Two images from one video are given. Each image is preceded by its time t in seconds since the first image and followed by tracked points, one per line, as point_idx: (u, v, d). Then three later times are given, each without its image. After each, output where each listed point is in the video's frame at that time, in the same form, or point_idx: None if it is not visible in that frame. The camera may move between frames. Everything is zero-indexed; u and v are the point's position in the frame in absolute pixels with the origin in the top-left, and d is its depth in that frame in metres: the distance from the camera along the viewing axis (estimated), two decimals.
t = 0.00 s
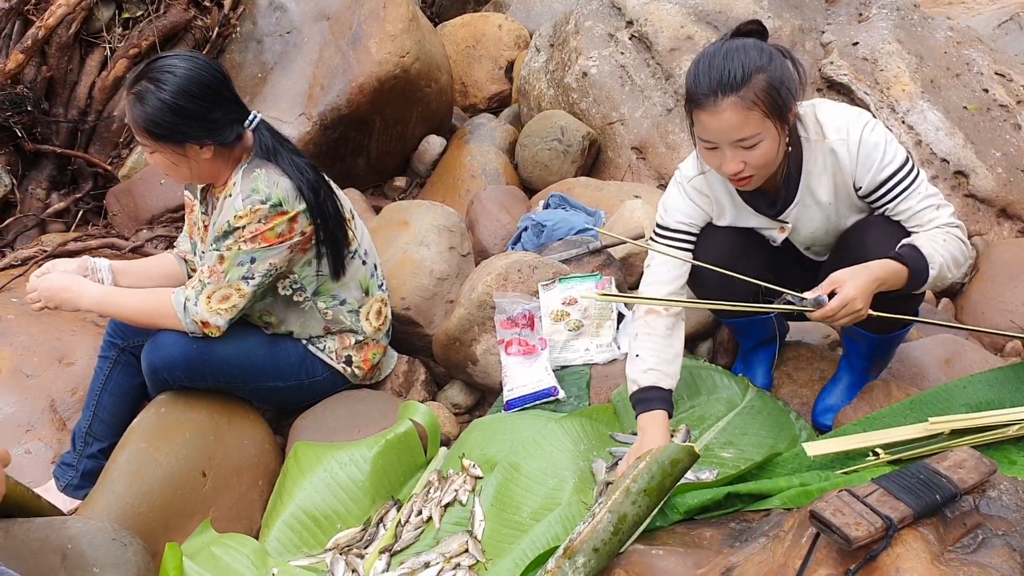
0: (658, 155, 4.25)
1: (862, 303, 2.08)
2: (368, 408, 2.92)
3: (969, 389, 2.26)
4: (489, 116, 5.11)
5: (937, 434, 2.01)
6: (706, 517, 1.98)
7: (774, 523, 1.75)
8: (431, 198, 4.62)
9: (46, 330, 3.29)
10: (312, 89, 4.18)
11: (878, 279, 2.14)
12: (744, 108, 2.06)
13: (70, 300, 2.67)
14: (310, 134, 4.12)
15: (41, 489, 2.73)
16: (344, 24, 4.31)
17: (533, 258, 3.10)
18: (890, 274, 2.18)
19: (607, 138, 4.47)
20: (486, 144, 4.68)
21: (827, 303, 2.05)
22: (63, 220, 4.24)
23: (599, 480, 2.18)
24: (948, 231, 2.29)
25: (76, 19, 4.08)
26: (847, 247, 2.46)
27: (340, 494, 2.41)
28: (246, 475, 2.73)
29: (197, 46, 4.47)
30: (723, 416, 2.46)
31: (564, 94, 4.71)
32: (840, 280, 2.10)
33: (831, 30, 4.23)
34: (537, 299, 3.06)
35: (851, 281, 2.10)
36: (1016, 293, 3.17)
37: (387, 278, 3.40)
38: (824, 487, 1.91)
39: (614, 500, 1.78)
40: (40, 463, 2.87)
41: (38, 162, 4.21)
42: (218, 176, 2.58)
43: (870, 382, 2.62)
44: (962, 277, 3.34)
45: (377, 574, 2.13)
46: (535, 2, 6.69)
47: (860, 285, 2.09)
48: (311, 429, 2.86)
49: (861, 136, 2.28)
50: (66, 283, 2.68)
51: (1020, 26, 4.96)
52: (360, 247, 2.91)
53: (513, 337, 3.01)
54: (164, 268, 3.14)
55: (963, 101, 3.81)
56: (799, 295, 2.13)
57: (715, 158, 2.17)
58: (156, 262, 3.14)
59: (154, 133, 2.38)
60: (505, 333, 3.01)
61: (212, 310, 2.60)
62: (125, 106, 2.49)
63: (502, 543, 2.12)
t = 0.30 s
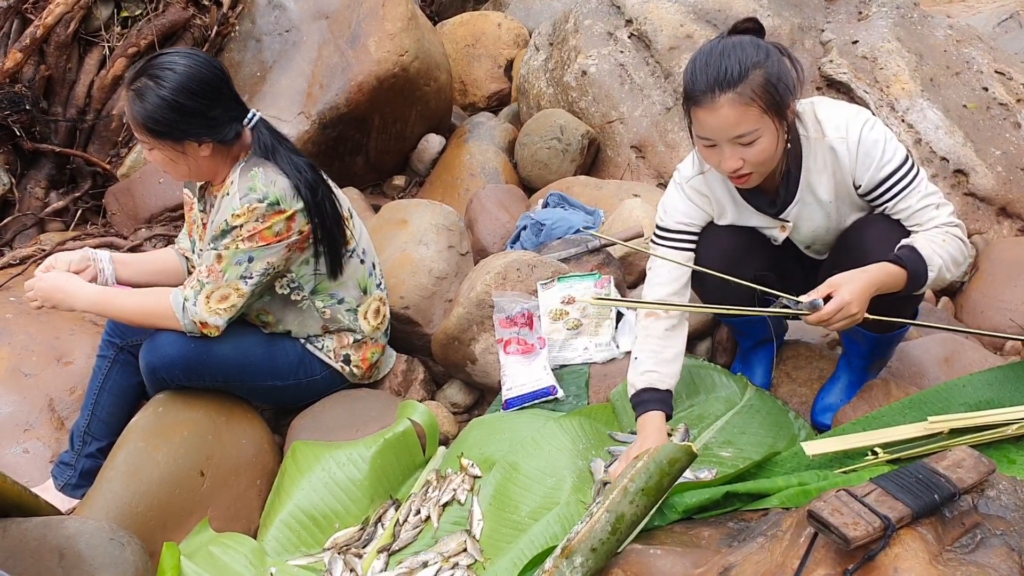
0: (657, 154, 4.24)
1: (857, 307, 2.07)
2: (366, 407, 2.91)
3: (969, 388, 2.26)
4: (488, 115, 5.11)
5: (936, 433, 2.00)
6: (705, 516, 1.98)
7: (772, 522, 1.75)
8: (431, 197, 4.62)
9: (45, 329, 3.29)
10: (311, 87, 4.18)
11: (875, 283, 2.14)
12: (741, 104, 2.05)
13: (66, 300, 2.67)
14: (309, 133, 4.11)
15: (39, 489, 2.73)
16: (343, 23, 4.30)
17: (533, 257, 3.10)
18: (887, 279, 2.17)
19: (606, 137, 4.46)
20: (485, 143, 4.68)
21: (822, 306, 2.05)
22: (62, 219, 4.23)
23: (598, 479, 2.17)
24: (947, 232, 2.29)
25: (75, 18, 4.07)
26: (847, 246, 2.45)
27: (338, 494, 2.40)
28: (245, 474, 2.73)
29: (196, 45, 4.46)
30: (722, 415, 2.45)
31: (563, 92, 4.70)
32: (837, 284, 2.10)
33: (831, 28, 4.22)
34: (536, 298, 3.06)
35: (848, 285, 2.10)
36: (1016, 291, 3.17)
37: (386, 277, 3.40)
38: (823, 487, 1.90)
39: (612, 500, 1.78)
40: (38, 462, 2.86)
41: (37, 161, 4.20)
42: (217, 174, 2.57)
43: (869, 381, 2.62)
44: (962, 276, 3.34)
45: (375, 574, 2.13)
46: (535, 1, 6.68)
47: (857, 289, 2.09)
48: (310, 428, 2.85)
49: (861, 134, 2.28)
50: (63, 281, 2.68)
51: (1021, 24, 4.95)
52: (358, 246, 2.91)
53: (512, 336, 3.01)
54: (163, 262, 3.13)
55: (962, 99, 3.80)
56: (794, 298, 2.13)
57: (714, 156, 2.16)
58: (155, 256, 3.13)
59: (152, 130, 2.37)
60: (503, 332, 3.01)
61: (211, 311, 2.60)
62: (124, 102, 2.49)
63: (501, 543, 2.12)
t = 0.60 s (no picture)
0: (658, 153, 4.24)
1: (850, 320, 2.08)
2: (366, 406, 2.91)
3: (969, 387, 2.25)
4: (488, 114, 5.10)
5: (937, 432, 2.00)
6: (705, 516, 1.97)
7: (773, 522, 1.74)
8: (431, 195, 4.61)
9: (45, 328, 3.28)
10: (311, 86, 4.17)
11: (871, 294, 2.14)
12: (745, 94, 2.06)
13: (64, 300, 2.67)
14: (310, 131, 4.11)
15: (39, 488, 2.72)
16: (344, 22, 4.30)
17: (533, 256, 3.10)
18: (884, 288, 2.17)
19: (607, 135, 4.45)
20: (486, 142, 4.67)
21: (815, 318, 2.06)
22: (62, 218, 4.23)
23: (598, 478, 2.17)
24: (945, 237, 2.28)
25: (75, 16, 4.07)
26: (845, 245, 2.46)
27: (338, 493, 2.40)
28: (244, 474, 2.72)
29: (196, 43, 4.46)
30: (722, 414, 2.45)
31: (564, 91, 4.70)
32: (831, 296, 2.11)
33: (832, 27, 4.21)
34: (537, 296, 3.05)
35: (842, 297, 2.10)
36: (1017, 290, 3.17)
37: (387, 276, 3.39)
38: (824, 486, 1.90)
39: (613, 499, 1.78)
40: (38, 461, 2.86)
41: (37, 160, 4.20)
42: (216, 172, 2.57)
43: (870, 380, 2.62)
44: (962, 275, 3.33)
45: (376, 573, 2.13)
46: None
47: (851, 301, 2.09)
48: (310, 428, 2.85)
49: (862, 134, 2.27)
50: (62, 280, 2.68)
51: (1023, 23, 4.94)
52: (358, 245, 2.90)
53: (512, 335, 3.01)
54: (162, 260, 3.12)
55: (964, 97, 3.79)
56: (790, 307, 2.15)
57: (715, 145, 2.17)
58: (155, 254, 3.13)
59: (152, 127, 2.37)
60: (504, 331, 3.01)
61: (211, 310, 2.60)
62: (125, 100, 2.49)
63: (501, 542, 2.11)
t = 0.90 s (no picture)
0: (658, 153, 4.24)
1: (839, 331, 2.15)
2: (366, 407, 2.91)
3: (969, 388, 2.25)
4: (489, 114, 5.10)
5: (938, 434, 2.00)
6: (705, 517, 1.97)
7: (772, 524, 1.75)
8: (431, 196, 4.61)
9: (45, 328, 3.29)
10: (311, 87, 4.17)
11: (862, 304, 2.20)
12: (746, 82, 2.07)
13: (63, 301, 2.67)
14: (310, 132, 4.11)
15: (39, 489, 2.73)
16: (344, 22, 4.30)
17: (533, 257, 3.10)
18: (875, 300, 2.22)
19: (607, 136, 4.46)
20: (486, 142, 4.67)
21: (804, 330, 2.13)
22: (62, 218, 4.23)
23: (598, 480, 2.17)
24: (937, 242, 2.27)
25: (75, 17, 4.07)
26: (839, 245, 2.46)
27: (338, 494, 2.40)
28: (244, 475, 2.72)
29: (197, 44, 4.46)
30: (722, 415, 2.45)
31: (564, 92, 4.70)
32: (821, 307, 2.17)
33: (832, 27, 4.21)
34: (536, 297, 3.04)
35: (832, 308, 2.17)
36: (1017, 291, 3.17)
37: (387, 277, 3.39)
38: (824, 488, 1.90)
39: (612, 501, 1.78)
40: (38, 462, 2.86)
41: (38, 160, 4.20)
42: (216, 174, 2.57)
43: (870, 381, 2.62)
44: (963, 276, 3.33)
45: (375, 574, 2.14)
46: None
47: (840, 313, 2.16)
48: (310, 429, 2.85)
49: (858, 134, 2.28)
50: (63, 281, 2.68)
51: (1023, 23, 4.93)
52: (358, 247, 2.90)
53: (512, 336, 3.00)
54: (162, 262, 3.12)
55: (964, 98, 3.79)
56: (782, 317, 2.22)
57: (716, 135, 2.18)
58: (155, 255, 3.13)
59: (153, 128, 2.37)
60: (504, 332, 3.00)
61: (211, 312, 2.60)
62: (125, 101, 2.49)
63: (501, 543, 2.11)
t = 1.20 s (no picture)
0: (658, 154, 4.24)
1: (830, 332, 2.19)
2: (366, 408, 2.91)
3: (969, 390, 2.25)
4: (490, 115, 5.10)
5: (938, 436, 2.00)
6: (705, 519, 1.97)
7: (772, 526, 1.74)
8: (432, 197, 4.61)
9: (46, 329, 3.29)
10: (312, 88, 4.17)
11: (855, 304, 2.23)
12: (751, 73, 2.10)
13: (63, 302, 2.67)
14: (311, 133, 4.11)
15: (39, 490, 2.73)
16: (344, 23, 4.30)
17: (533, 257, 3.10)
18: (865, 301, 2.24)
19: (607, 137, 4.45)
20: (486, 143, 4.68)
21: (795, 331, 2.19)
22: (63, 218, 4.23)
23: (598, 481, 2.17)
24: (932, 242, 2.27)
25: (76, 18, 4.08)
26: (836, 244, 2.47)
27: (339, 495, 2.40)
28: (244, 476, 2.72)
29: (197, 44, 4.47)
30: (722, 416, 2.44)
31: (564, 93, 4.70)
32: (812, 309, 2.22)
33: (833, 28, 4.21)
34: (537, 298, 3.04)
35: (823, 309, 2.21)
36: (1017, 293, 3.17)
37: (387, 278, 3.39)
38: (823, 490, 1.90)
39: (611, 503, 1.78)
40: (38, 463, 2.86)
41: (38, 161, 4.21)
42: (217, 175, 2.57)
43: (870, 382, 2.62)
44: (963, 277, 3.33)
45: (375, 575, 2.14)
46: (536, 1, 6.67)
47: (831, 314, 2.19)
48: (310, 429, 2.86)
49: (856, 130, 2.29)
50: (64, 281, 2.68)
51: None
52: (358, 248, 2.90)
53: (512, 337, 3.00)
54: (163, 262, 3.13)
55: (965, 99, 3.79)
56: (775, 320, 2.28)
57: (721, 127, 2.21)
58: (156, 256, 3.13)
59: (154, 129, 2.37)
60: (504, 333, 3.00)
61: (211, 313, 2.60)
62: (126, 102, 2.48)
63: (501, 544, 2.11)
